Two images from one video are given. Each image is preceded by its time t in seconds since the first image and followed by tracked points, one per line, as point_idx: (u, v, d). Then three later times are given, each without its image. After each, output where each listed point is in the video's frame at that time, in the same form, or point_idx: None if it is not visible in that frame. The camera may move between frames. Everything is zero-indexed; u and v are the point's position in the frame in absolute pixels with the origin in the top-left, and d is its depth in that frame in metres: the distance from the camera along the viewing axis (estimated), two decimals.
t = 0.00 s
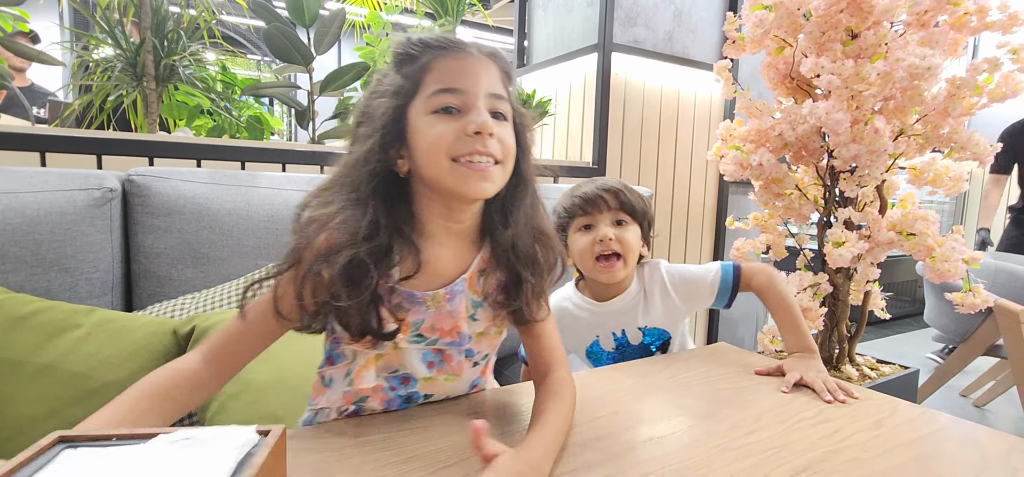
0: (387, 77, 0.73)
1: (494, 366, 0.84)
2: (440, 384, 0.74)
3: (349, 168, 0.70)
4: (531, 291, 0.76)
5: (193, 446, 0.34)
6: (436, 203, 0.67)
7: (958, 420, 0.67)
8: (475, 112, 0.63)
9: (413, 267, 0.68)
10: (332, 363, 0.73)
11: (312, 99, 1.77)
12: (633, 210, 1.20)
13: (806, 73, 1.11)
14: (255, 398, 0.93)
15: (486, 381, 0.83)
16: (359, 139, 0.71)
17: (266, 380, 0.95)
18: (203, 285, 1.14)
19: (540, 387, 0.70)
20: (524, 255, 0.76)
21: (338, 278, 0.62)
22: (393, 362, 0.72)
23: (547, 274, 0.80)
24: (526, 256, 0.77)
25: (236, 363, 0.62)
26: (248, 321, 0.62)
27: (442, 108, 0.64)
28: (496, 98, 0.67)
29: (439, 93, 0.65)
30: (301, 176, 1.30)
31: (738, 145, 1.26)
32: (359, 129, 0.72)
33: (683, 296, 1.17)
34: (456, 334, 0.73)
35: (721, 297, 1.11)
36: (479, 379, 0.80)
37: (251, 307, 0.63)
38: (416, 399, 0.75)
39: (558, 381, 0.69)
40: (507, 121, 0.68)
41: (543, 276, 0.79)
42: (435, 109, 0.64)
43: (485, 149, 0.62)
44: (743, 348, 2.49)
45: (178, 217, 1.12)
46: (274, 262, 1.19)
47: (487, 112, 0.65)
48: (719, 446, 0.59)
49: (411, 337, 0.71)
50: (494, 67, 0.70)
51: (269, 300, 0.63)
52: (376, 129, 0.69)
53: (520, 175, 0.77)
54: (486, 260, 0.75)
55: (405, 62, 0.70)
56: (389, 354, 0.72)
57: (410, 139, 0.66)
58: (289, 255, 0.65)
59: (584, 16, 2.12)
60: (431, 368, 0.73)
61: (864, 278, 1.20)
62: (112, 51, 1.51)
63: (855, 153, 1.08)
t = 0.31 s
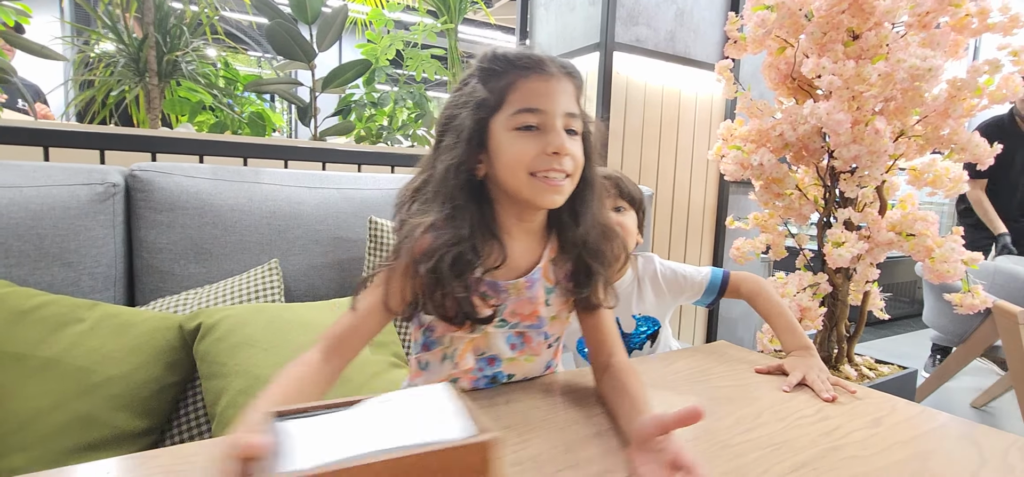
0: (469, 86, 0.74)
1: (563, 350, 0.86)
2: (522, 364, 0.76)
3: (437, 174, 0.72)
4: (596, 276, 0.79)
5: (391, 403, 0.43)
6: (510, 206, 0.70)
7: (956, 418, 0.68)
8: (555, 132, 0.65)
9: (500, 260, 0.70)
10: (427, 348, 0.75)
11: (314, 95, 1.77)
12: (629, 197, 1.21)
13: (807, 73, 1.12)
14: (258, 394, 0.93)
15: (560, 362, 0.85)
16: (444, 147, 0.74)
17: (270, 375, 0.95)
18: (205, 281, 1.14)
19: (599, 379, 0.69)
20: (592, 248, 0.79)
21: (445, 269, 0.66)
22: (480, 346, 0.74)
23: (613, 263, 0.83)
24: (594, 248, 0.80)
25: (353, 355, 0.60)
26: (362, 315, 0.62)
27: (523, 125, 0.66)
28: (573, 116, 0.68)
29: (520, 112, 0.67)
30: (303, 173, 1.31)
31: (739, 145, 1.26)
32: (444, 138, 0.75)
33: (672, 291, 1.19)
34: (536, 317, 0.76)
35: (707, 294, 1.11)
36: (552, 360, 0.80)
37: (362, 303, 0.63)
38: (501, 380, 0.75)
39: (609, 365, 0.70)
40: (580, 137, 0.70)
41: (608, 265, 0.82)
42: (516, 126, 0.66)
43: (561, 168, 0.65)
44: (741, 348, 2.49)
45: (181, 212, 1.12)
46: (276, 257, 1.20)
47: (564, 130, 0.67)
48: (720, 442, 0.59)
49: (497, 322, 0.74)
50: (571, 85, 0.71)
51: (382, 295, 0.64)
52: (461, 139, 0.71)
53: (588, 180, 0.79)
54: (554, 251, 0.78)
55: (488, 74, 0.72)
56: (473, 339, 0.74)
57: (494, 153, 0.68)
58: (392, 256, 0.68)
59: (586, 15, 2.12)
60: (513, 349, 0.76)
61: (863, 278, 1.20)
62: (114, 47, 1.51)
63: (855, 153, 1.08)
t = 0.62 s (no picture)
0: (492, 78, 0.73)
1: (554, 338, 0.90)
2: (533, 356, 0.80)
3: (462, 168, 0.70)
4: (593, 264, 0.85)
5: (677, 349, 0.57)
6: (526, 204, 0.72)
7: (960, 418, 0.67)
8: (581, 139, 0.67)
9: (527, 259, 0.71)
10: (450, 348, 0.73)
11: (317, 92, 1.77)
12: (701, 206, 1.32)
13: (811, 73, 1.11)
14: (261, 388, 0.93)
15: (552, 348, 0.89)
16: (466, 140, 0.72)
17: (272, 370, 0.95)
18: (209, 275, 1.14)
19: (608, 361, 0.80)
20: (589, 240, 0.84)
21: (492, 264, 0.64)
22: (500, 341, 0.76)
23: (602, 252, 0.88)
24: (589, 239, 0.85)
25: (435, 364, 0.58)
26: (427, 323, 0.58)
27: (552, 128, 0.67)
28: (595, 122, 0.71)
29: (549, 114, 0.67)
30: (306, 169, 1.30)
31: (742, 145, 1.26)
32: (464, 130, 0.73)
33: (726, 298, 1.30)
34: (553, 307, 0.77)
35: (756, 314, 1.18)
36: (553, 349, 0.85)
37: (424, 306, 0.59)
38: (514, 374, 0.79)
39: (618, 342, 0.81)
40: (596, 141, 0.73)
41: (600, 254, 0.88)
42: (546, 129, 0.67)
43: (582, 175, 0.68)
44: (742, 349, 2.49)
45: (185, 207, 1.12)
46: (279, 253, 1.20)
47: (586, 136, 0.69)
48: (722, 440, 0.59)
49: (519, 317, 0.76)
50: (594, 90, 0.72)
51: (439, 295, 0.61)
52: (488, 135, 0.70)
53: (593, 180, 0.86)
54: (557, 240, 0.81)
55: (515, 70, 0.71)
56: (496, 335, 0.75)
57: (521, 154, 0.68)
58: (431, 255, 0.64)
59: (590, 14, 2.12)
60: (529, 342, 0.79)
61: (866, 279, 1.20)
62: (118, 41, 1.51)
63: (859, 154, 1.08)
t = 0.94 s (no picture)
0: (389, 61, 0.55)
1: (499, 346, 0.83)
2: (460, 367, 0.74)
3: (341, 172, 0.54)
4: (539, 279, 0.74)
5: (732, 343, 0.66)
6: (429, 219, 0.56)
7: (962, 421, 0.67)
8: (491, 137, 0.53)
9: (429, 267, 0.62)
10: (353, 367, 0.67)
11: (319, 90, 1.78)
12: (735, 209, 1.32)
13: (814, 74, 1.12)
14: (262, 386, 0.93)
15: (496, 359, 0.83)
16: (350, 140, 0.54)
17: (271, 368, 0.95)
18: (210, 273, 1.14)
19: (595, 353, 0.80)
20: (530, 253, 0.73)
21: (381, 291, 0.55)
22: (412, 355, 0.70)
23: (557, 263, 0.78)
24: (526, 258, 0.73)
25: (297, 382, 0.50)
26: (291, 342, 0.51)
27: (455, 122, 0.52)
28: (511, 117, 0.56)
29: (451, 107, 0.52)
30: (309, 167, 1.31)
31: (744, 146, 1.26)
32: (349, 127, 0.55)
33: (751, 305, 1.32)
34: (468, 319, 0.72)
35: (775, 322, 1.15)
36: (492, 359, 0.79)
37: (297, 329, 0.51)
38: (441, 386, 0.72)
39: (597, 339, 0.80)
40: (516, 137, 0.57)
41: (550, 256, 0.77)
42: (447, 124, 0.52)
43: (489, 179, 0.54)
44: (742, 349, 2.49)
45: (186, 204, 1.12)
46: (281, 251, 1.20)
47: (500, 134, 0.55)
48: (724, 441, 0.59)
49: (427, 328, 0.70)
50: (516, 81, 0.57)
51: (315, 313, 0.52)
52: (372, 133, 0.52)
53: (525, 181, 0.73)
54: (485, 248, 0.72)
55: (419, 51, 0.54)
56: (404, 349, 0.69)
57: (415, 155, 0.52)
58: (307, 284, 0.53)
59: (593, 14, 2.12)
60: (449, 355, 0.73)
61: (867, 281, 1.20)
62: (120, 38, 1.51)
63: (861, 156, 1.08)
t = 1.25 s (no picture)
0: (287, 35, 0.68)
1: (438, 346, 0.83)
2: (381, 371, 0.73)
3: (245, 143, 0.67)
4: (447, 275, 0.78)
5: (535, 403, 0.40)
6: (331, 187, 0.68)
7: (964, 422, 0.67)
8: (392, 113, 0.63)
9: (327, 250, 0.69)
10: (257, 373, 0.71)
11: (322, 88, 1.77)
12: (717, 206, 1.34)
13: (817, 75, 1.11)
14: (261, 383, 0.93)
15: (435, 361, 0.82)
16: (254, 111, 0.68)
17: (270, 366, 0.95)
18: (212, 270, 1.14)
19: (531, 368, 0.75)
20: (424, 231, 0.78)
21: (250, 266, 0.63)
22: (323, 357, 0.71)
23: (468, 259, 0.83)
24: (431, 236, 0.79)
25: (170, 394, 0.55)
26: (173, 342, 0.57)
27: (353, 97, 0.63)
28: (414, 91, 0.67)
29: (350, 81, 0.63)
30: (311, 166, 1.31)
31: (746, 147, 1.25)
32: (253, 101, 0.68)
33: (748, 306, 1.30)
34: (381, 316, 0.73)
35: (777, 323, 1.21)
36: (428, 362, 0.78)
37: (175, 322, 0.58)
38: (364, 391, 0.73)
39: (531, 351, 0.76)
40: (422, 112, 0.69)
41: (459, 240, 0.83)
42: (346, 98, 0.63)
43: (395, 156, 0.64)
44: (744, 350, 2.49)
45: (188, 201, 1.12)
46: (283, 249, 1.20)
47: (406, 107, 0.65)
48: (723, 440, 0.59)
49: (335, 328, 0.71)
50: (415, 55, 0.68)
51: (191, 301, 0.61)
52: (274, 106, 0.66)
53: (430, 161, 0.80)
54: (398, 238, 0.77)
55: (314, 29, 0.67)
56: (315, 349, 0.71)
57: (320, 129, 0.64)
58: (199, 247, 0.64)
59: (596, 14, 2.12)
60: (363, 357, 0.73)
61: (868, 283, 1.19)
62: (123, 35, 1.51)
63: (863, 157, 1.08)
